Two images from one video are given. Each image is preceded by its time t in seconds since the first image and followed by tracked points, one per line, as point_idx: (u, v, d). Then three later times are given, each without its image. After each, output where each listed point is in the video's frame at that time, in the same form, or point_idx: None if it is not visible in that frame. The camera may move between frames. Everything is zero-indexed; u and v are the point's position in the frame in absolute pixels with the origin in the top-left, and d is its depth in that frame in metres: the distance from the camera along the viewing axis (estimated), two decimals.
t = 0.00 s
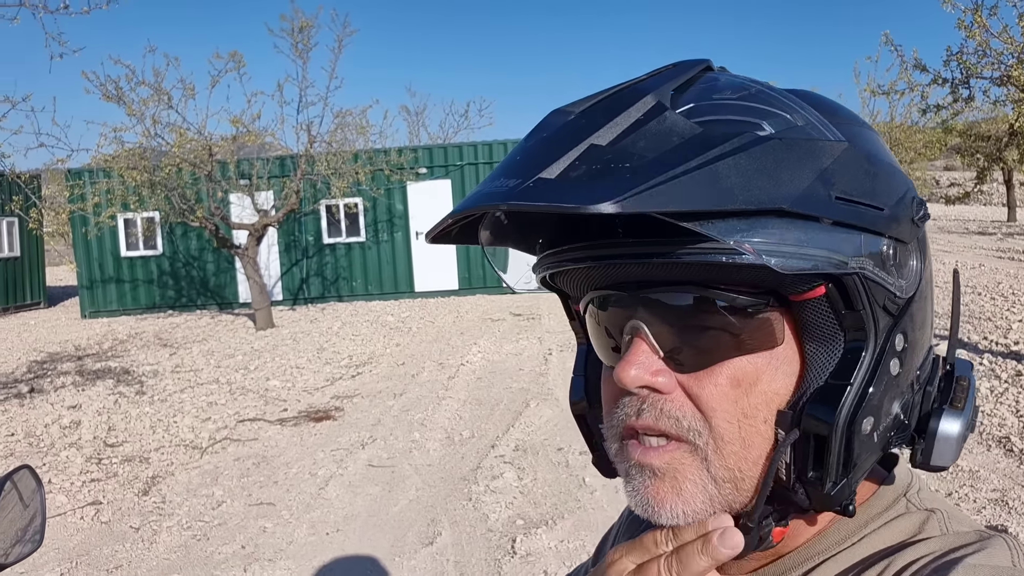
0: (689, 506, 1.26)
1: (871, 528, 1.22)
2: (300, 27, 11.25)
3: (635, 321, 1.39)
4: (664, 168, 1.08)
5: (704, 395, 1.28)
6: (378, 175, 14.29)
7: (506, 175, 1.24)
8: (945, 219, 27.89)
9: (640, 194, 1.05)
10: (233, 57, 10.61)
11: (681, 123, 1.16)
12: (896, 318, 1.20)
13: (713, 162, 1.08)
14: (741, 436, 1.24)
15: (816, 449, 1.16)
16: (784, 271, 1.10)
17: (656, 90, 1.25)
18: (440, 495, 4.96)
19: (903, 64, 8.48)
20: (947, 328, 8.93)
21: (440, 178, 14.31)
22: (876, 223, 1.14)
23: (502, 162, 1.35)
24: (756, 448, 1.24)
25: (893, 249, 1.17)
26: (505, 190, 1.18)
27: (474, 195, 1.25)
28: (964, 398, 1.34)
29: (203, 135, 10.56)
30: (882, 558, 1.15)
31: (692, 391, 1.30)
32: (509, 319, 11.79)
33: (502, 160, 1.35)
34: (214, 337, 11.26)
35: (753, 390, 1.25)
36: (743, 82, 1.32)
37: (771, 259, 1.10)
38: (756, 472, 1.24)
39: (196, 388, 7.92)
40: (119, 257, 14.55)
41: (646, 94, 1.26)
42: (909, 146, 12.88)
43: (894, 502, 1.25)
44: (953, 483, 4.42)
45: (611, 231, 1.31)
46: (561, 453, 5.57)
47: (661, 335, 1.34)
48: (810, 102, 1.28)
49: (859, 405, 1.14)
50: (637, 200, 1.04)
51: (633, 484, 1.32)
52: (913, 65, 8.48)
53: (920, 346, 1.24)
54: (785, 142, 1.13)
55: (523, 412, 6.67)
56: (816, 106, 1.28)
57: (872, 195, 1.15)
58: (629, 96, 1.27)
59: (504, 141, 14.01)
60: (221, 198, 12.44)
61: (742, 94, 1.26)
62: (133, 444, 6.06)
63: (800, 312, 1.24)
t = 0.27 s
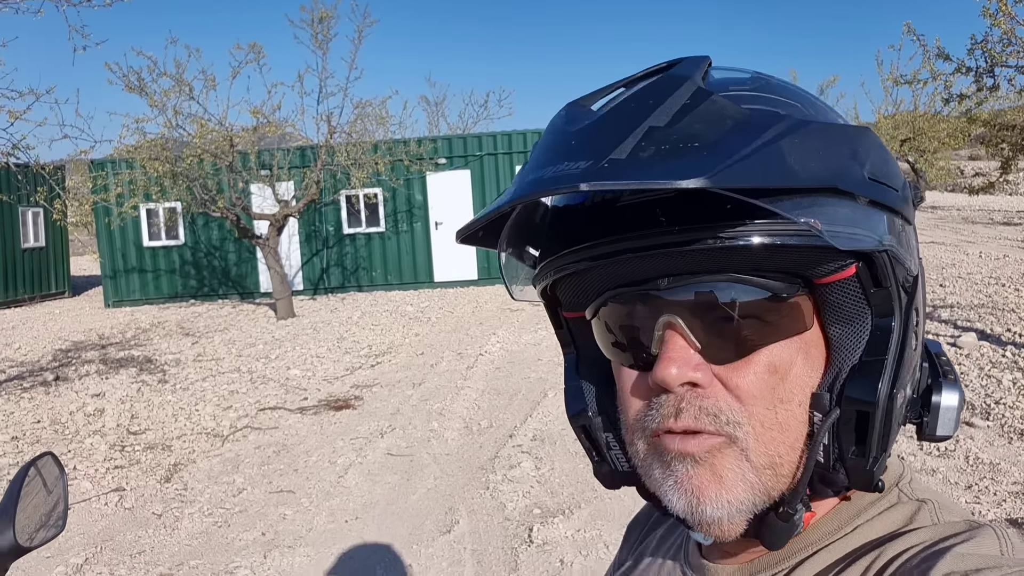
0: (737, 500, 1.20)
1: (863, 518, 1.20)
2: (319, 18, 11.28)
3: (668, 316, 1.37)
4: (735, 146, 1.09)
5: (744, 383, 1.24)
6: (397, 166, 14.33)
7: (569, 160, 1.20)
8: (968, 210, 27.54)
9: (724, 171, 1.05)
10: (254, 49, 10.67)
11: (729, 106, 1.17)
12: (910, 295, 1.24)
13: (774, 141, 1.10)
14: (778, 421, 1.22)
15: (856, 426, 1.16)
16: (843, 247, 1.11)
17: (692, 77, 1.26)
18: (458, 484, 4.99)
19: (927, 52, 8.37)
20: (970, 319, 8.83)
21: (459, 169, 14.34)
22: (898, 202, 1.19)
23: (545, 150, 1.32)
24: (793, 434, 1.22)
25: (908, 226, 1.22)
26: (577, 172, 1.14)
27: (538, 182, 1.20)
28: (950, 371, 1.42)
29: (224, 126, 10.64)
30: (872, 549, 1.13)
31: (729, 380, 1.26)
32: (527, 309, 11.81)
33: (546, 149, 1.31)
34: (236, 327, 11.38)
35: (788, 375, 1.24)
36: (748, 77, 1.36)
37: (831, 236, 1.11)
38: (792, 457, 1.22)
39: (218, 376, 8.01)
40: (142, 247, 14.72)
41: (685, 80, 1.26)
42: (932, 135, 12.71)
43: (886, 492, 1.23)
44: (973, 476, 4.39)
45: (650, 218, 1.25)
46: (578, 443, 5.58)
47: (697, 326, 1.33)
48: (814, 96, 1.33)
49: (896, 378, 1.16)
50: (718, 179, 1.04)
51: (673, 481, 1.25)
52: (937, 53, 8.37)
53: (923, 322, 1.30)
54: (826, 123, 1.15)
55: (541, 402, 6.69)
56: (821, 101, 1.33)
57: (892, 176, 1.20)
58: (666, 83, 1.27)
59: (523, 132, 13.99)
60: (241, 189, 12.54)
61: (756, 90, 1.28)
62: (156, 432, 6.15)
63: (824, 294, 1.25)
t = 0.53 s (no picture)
0: (758, 476, 1.20)
1: (845, 489, 1.20)
2: (337, 8, 11.28)
3: (671, 297, 1.36)
4: (751, 118, 1.09)
5: (753, 357, 1.26)
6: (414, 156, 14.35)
7: (587, 139, 1.16)
8: (991, 201, 27.17)
9: (750, 141, 1.06)
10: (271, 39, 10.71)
11: (729, 82, 1.16)
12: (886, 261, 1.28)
13: (782, 112, 1.12)
14: (788, 391, 1.24)
15: (857, 389, 1.20)
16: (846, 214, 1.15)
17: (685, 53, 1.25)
18: (472, 472, 5.02)
19: (949, 41, 8.26)
20: (992, 312, 8.73)
21: (476, 159, 14.34)
22: (876, 172, 1.24)
23: (549, 133, 1.28)
24: (800, 404, 1.24)
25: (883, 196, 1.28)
26: (605, 150, 1.10)
27: (560, 164, 1.15)
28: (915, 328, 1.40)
29: (242, 116, 10.68)
30: (850, 522, 1.13)
31: (738, 355, 1.27)
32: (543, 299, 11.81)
33: (549, 132, 1.27)
34: (254, 316, 11.47)
35: (791, 346, 1.27)
36: (721, 58, 1.36)
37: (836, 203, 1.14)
38: (803, 425, 1.24)
39: (236, 364, 8.09)
40: (162, 237, 14.84)
41: (680, 56, 1.24)
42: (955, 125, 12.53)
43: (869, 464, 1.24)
44: (989, 468, 4.35)
45: (655, 199, 1.23)
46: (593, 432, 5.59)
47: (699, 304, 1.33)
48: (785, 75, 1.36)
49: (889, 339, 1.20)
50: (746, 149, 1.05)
51: (689, 466, 1.25)
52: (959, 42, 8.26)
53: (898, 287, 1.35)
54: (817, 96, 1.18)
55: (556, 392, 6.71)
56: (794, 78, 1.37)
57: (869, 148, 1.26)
58: (662, 60, 1.25)
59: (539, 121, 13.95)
60: (259, 179, 12.60)
61: (737, 70, 1.28)
62: (175, 419, 6.23)
63: (814, 265, 1.28)
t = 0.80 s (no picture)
0: (760, 478, 1.18)
1: (826, 478, 1.21)
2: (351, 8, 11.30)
3: (687, 292, 1.35)
4: (800, 118, 1.11)
5: (764, 357, 1.26)
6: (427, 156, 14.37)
7: (636, 129, 1.14)
8: (1009, 203, 26.92)
9: (804, 145, 1.08)
10: (286, 39, 10.75)
11: (772, 75, 1.17)
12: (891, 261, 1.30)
13: (826, 113, 1.13)
14: (793, 391, 1.24)
15: (860, 391, 1.22)
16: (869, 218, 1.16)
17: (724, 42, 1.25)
18: (482, 470, 5.03)
19: (965, 41, 8.19)
20: (1009, 314, 8.64)
21: (489, 159, 14.35)
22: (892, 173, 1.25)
23: (587, 118, 1.25)
24: (805, 404, 1.25)
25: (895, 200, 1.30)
26: (661, 143, 1.09)
27: (610, 154, 1.13)
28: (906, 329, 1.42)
29: (257, 116, 10.73)
30: (828, 512, 1.14)
31: (749, 354, 1.26)
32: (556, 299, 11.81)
33: (585, 117, 1.25)
34: (268, 315, 11.53)
35: (799, 346, 1.27)
36: (746, 46, 1.35)
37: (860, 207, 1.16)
38: (804, 425, 1.23)
39: (250, 363, 8.14)
40: (177, 236, 14.94)
41: (719, 45, 1.24)
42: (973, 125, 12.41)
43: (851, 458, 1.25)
44: (1003, 471, 4.32)
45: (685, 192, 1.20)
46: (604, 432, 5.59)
47: (716, 300, 1.31)
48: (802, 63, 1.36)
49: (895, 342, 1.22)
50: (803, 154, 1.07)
51: (693, 467, 1.23)
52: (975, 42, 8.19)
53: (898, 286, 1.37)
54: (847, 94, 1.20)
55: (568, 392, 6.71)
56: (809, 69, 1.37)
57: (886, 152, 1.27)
58: (699, 47, 1.24)
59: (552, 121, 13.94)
60: (274, 178, 12.67)
61: (763, 60, 1.27)
62: (188, 416, 6.27)
63: (827, 265, 1.28)
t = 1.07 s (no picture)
0: (751, 470, 1.19)
1: (821, 478, 1.22)
2: (362, 10, 11.31)
3: (690, 290, 1.34)
4: (820, 121, 1.11)
5: (763, 355, 1.25)
6: (436, 158, 14.38)
7: (650, 126, 1.14)
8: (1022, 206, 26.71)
9: (823, 149, 1.08)
10: (296, 40, 10.78)
11: (791, 76, 1.18)
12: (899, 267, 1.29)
13: (843, 115, 1.13)
14: (791, 391, 1.24)
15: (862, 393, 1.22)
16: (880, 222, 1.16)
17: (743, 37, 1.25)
18: (489, 471, 5.03)
19: (978, 42, 8.14)
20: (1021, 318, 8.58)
21: (498, 160, 14.35)
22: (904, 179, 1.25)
23: (600, 111, 1.25)
24: (802, 405, 1.25)
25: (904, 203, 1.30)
26: (676, 141, 1.09)
27: (622, 149, 1.13)
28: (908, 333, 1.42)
29: (267, 117, 10.76)
30: (824, 510, 1.14)
31: (749, 353, 1.26)
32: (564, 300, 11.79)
33: (599, 110, 1.26)
34: (278, 315, 11.57)
35: (800, 347, 1.27)
36: (763, 39, 1.37)
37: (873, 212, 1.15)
38: (799, 425, 1.23)
39: (258, 362, 8.17)
40: (187, 236, 15.01)
41: (738, 40, 1.24)
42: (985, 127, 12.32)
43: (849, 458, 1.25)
44: (1012, 474, 4.29)
45: (695, 187, 1.20)
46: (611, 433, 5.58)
47: (719, 297, 1.31)
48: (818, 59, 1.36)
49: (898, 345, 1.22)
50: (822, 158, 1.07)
51: (686, 454, 1.24)
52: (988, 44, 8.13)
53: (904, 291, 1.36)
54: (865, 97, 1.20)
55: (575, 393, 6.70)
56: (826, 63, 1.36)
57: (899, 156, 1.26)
58: (716, 41, 1.24)
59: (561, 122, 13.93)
60: (283, 179, 12.71)
61: (780, 54, 1.29)
62: (197, 415, 6.30)
63: (833, 266, 1.27)
